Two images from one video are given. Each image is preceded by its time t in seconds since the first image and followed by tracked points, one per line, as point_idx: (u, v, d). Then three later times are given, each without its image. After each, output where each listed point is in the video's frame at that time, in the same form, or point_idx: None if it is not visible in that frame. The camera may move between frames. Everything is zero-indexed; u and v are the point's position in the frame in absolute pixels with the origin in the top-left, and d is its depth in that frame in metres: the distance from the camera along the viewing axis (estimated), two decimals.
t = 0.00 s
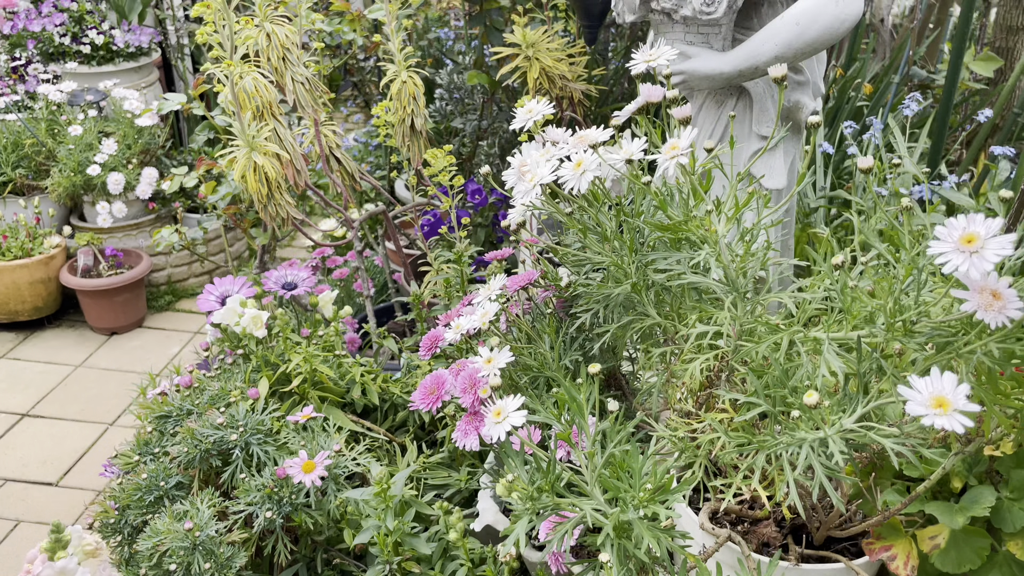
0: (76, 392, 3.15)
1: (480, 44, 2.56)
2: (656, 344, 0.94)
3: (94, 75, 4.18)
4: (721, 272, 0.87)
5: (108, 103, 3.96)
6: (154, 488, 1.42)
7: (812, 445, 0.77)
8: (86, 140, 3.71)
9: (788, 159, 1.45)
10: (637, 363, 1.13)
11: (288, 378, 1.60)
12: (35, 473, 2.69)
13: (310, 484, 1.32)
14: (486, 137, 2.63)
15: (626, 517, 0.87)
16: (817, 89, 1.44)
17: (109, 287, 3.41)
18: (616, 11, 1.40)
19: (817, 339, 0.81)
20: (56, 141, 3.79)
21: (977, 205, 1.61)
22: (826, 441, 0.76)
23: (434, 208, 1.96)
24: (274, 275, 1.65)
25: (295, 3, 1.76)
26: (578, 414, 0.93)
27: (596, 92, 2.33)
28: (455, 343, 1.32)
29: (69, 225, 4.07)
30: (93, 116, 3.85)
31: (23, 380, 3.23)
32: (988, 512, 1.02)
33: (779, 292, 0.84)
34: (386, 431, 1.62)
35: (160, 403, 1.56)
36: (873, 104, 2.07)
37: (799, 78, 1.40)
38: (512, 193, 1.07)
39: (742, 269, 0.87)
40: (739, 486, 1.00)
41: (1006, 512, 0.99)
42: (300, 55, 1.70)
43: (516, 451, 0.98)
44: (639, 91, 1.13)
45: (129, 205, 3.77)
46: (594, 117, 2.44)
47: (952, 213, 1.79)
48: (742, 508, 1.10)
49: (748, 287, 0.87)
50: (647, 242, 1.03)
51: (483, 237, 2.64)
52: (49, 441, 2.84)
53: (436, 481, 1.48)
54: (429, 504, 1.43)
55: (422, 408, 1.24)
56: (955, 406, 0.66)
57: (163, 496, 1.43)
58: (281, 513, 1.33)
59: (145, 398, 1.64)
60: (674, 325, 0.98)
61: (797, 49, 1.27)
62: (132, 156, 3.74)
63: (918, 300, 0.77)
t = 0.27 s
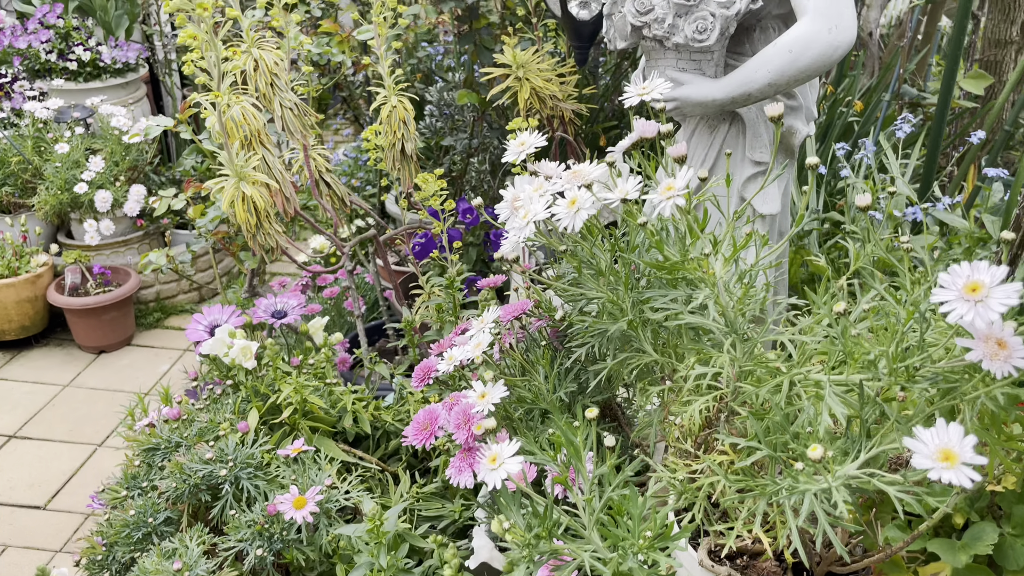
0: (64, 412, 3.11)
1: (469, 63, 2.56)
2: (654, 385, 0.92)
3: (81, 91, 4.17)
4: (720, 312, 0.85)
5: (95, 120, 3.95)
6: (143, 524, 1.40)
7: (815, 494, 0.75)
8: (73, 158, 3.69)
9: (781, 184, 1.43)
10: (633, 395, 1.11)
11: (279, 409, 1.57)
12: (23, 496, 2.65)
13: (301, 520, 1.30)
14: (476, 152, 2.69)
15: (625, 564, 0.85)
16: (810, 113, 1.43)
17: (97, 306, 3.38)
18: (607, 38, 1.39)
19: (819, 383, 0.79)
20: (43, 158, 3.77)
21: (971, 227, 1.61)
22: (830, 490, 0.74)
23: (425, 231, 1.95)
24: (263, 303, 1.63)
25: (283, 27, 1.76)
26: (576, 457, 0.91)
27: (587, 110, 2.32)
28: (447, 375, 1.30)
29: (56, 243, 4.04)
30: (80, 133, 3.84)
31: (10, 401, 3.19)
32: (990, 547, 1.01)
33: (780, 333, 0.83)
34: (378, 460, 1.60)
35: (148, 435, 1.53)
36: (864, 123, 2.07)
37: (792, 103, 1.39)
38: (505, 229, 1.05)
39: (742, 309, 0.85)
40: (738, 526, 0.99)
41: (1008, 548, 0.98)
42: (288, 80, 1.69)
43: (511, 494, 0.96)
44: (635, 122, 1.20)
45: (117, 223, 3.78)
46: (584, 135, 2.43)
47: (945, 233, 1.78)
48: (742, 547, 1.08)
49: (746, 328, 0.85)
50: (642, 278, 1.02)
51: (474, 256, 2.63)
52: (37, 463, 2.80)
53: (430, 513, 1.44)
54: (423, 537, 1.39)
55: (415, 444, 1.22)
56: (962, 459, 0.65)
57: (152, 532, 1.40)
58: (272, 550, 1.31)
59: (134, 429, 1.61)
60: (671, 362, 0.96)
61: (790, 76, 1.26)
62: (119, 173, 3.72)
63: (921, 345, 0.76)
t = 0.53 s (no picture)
0: (52, 435, 3.06)
1: (458, 82, 2.56)
2: (653, 424, 0.91)
3: (69, 111, 4.17)
4: (720, 352, 0.84)
5: (82, 139, 3.92)
6: (132, 561, 1.37)
7: (820, 541, 0.74)
8: (60, 177, 3.67)
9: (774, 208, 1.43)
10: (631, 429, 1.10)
11: (270, 441, 1.55)
12: (10, 522, 2.60)
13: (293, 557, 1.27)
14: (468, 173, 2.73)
15: None
16: (802, 137, 1.43)
17: (85, 327, 3.34)
18: (598, 65, 1.38)
19: (822, 426, 0.78)
20: (29, 178, 3.75)
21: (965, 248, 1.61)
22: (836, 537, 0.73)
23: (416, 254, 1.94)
24: (253, 333, 1.62)
25: (272, 52, 1.75)
26: (574, 500, 0.89)
27: (577, 129, 2.32)
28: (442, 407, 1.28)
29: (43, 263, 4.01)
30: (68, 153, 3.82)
31: None
32: None
33: (781, 374, 0.81)
34: (371, 490, 1.58)
35: (138, 469, 1.51)
36: (855, 141, 2.07)
37: (784, 128, 1.38)
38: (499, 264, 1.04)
39: (741, 348, 0.84)
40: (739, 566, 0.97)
41: None
42: (277, 107, 1.68)
43: (508, 538, 0.94)
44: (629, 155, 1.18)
45: (105, 242, 3.78)
46: (575, 154, 2.42)
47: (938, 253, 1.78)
48: None
49: (747, 368, 0.84)
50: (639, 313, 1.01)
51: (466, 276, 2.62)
52: (25, 487, 2.76)
53: (425, 545, 1.41)
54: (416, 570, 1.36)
55: (410, 480, 1.19)
56: (969, 509, 0.65)
57: (141, 570, 1.38)
58: None
59: (122, 461, 1.59)
60: (670, 399, 0.95)
61: (783, 102, 1.25)
62: (107, 192, 3.71)
63: (923, 388, 0.75)
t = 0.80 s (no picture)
0: (41, 462, 3.03)
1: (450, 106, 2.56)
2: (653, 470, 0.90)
3: (57, 133, 4.16)
4: (720, 399, 0.83)
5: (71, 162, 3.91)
6: None
7: None
8: (48, 201, 3.66)
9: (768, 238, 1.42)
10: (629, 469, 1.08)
11: (263, 477, 1.53)
12: None
13: None
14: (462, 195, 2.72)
15: None
16: (795, 166, 1.42)
17: (75, 351, 3.31)
18: (590, 95, 1.38)
19: (825, 475, 0.76)
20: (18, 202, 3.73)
21: (960, 274, 1.61)
22: None
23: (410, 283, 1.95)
24: (245, 366, 1.60)
25: (262, 82, 1.74)
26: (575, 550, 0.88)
27: (569, 153, 2.32)
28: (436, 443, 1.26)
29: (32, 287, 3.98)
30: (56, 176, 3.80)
31: None
32: None
33: (782, 421, 0.80)
34: (366, 524, 1.56)
35: (128, 507, 1.48)
36: (847, 163, 2.07)
37: (778, 158, 1.38)
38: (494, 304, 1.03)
39: (742, 394, 0.83)
40: None
41: None
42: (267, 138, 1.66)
43: None
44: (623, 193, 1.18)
45: (94, 265, 3.76)
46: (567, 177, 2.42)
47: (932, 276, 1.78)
48: None
49: (747, 414, 0.83)
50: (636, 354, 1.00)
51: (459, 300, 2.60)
52: (15, 516, 2.72)
53: None
54: None
55: (405, 521, 1.18)
56: (976, 565, 0.66)
57: None
58: None
59: (112, 498, 1.57)
60: (669, 443, 0.93)
61: (776, 134, 1.24)
62: (96, 215, 3.69)
63: (928, 437, 0.74)
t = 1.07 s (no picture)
0: (32, 488, 3.00)
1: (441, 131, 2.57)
2: (650, 512, 0.89)
3: (47, 157, 4.15)
4: (716, 443, 0.83)
5: (61, 186, 3.90)
6: None
7: None
8: (38, 226, 3.65)
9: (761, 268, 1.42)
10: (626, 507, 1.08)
11: (256, 511, 1.52)
12: None
13: None
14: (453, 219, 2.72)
15: None
16: (787, 197, 1.43)
17: (66, 377, 3.29)
18: (582, 128, 1.39)
19: (822, 521, 0.76)
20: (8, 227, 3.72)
21: (951, 301, 1.62)
22: None
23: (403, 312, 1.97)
24: (237, 401, 1.60)
25: (254, 114, 1.75)
26: None
27: (561, 178, 2.33)
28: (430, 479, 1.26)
29: (22, 311, 3.97)
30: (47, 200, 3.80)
31: None
32: None
33: (778, 465, 0.80)
34: (360, 558, 1.55)
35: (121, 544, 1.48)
36: (838, 187, 2.09)
37: (769, 189, 1.38)
38: (488, 343, 1.03)
39: (737, 438, 0.83)
40: None
41: None
42: (259, 170, 1.66)
43: None
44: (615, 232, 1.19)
45: (85, 288, 3.75)
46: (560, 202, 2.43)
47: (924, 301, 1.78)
48: None
49: (743, 458, 0.83)
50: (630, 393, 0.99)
51: (453, 324, 2.60)
52: (5, 544, 2.69)
53: None
54: None
55: (400, 561, 1.17)
56: None
57: None
58: None
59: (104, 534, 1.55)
60: (665, 484, 0.93)
61: (767, 167, 1.25)
62: (87, 240, 3.69)
63: (922, 483, 0.74)
